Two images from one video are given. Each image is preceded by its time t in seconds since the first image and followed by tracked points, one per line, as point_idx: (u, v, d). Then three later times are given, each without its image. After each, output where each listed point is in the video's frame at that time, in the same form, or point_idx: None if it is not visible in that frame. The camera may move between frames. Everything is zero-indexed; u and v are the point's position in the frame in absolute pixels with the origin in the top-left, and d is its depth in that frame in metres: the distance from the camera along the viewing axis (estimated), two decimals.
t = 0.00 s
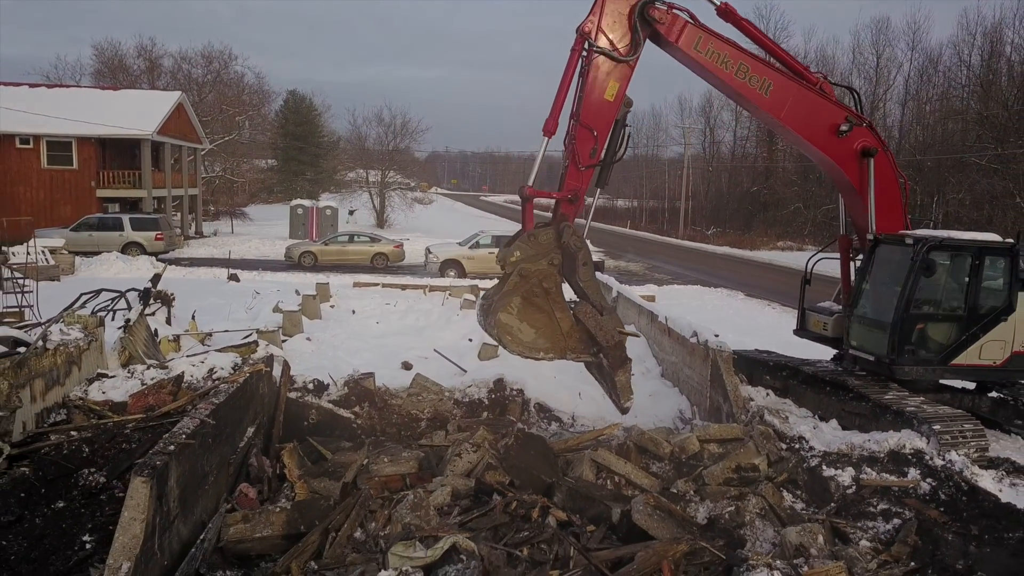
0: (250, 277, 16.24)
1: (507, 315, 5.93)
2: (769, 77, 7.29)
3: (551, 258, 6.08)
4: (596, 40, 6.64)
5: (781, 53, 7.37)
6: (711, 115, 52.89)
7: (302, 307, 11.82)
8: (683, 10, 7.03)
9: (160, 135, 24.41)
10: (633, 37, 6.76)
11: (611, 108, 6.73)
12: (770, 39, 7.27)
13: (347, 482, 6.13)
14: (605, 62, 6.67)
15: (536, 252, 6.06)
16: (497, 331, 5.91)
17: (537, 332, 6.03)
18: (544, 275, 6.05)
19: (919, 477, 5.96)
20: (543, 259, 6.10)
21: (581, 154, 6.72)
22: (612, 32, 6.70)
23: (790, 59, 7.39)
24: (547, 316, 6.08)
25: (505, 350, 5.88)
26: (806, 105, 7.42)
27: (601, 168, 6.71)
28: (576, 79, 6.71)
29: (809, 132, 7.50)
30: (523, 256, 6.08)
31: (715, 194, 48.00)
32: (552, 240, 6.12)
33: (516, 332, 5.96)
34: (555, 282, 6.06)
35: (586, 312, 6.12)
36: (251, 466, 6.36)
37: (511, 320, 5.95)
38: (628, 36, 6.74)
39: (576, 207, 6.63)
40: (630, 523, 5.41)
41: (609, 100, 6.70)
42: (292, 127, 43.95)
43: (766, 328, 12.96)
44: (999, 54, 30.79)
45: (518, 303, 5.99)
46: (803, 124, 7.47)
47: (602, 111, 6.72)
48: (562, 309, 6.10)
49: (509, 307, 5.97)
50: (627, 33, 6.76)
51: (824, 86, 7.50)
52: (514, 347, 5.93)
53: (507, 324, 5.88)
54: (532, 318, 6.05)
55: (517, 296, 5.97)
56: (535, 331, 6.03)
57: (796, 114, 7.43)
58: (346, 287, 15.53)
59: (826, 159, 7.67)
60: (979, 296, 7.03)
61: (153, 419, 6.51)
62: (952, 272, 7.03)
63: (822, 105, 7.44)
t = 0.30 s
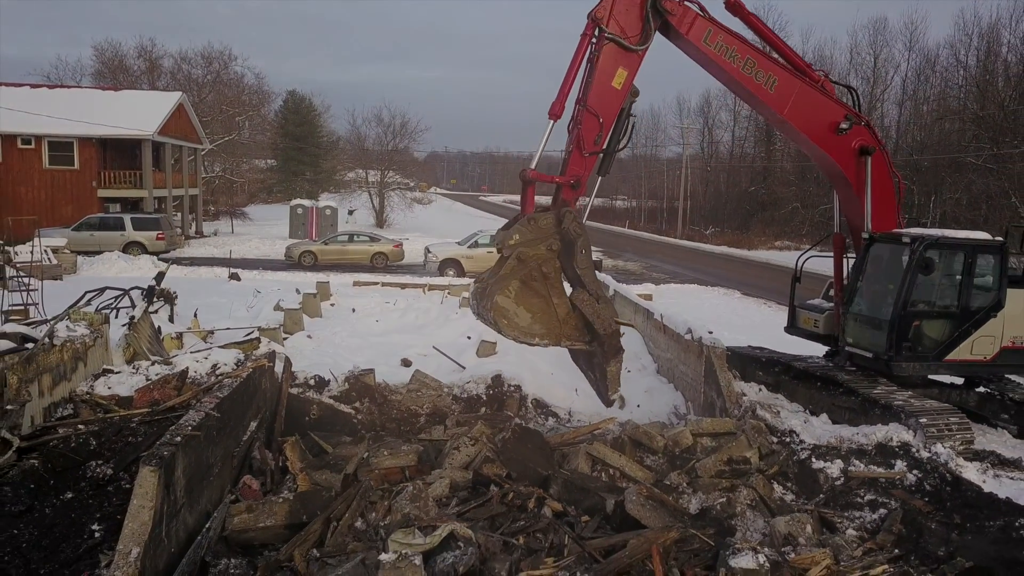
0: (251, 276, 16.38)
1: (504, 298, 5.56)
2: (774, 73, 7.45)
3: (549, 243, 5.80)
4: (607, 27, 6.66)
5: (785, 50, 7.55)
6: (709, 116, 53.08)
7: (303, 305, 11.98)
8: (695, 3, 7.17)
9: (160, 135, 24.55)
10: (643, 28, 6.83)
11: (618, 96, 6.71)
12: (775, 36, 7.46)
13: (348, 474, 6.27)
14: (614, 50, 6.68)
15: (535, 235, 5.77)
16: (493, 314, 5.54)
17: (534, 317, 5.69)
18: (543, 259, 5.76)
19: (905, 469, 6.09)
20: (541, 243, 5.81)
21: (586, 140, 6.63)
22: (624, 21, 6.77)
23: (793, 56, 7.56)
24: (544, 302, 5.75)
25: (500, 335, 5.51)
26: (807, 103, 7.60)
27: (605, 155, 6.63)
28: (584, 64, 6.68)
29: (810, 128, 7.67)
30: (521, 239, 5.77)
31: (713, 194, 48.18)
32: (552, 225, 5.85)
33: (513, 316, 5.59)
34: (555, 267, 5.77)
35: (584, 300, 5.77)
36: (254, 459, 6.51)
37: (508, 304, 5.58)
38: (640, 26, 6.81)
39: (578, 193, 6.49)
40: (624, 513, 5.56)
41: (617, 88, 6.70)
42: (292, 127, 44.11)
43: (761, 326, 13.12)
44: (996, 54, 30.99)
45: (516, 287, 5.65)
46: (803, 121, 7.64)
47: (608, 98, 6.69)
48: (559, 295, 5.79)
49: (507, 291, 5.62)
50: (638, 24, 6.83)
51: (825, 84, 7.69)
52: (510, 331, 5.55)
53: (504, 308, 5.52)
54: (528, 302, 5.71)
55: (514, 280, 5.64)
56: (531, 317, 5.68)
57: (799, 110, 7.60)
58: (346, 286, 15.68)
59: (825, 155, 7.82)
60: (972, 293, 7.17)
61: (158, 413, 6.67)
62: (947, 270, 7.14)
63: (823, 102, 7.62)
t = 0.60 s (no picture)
0: (250, 275, 16.51)
1: (489, 281, 5.38)
2: (770, 71, 7.58)
3: (537, 229, 5.64)
4: (609, 18, 6.72)
5: (783, 50, 7.68)
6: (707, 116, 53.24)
7: (301, 304, 12.13)
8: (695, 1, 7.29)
9: (160, 135, 24.68)
10: (644, 23, 6.90)
11: (615, 88, 6.75)
12: (773, 36, 7.59)
13: (344, 467, 6.40)
14: (614, 42, 6.71)
15: (524, 220, 5.62)
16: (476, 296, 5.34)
17: (519, 302, 5.48)
18: (530, 243, 5.59)
19: (888, 461, 6.23)
20: (528, 228, 5.67)
21: (580, 128, 6.61)
22: (627, 15, 6.83)
23: (789, 56, 7.71)
24: (528, 287, 5.54)
25: (482, 317, 5.31)
26: (801, 102, 7.74)
27: (599, 146, 6.65)
28: (582, 54, 6.70)
29: (803, 125, 7.80)
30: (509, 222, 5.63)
31: (711, 194, 48.36)
32: (540, 210, 5.71)
33: (497, 301, 5.40)
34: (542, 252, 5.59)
35: (569, 286, 5.61)
36: (252, 453, 6.64)
37: (493, 286, 5.39)
38: (640, 21, 6.89)
39: (569, 180, 6.51)
40: (613, 504, 5.70)
41: (614, 79, 6.73)
42: (290, 128, 44.25)
43: (754, 324, 13.27)
44: (991, 55, 31.14)
45: (502, 270, 5.46)
46: (796, 119, 7.77)
47: (605, 89, 6.72)
48: (545, 282, 5.59)
49: (492, 273, 5.42)
50: (639, 19, 6.91)
51: (820, 84, 7.83)
52: (494, 315, 5.35)
53: (488, 290, 5.33)
54: (513, 288, 5.51)
55: (501, 263, 5.45)
56: (515, 302, 5.49)
57: (793, 109, 7.73)
58: (344, 285, 15.82)
59: (817, 153, 7.95)
60: (959, 291, 7.17)
61: (158, 408, 6.81)
62: (936, 268, 7.15)
63: (818, 101, 7.76)
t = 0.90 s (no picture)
0: (247, 274, 16.63)
1: (464, 256, 5.44)
2: (761, 70, 7.69)
3: (516, 210, 5.74)
4: (604, 10, 6.87)
5: (775, 50, 7.81)
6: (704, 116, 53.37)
7: (297, 303, 12.28)
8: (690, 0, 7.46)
9: (159, 136, 24.83)
10: (639, 18, 7.07)
11: (605, 78, 6.86)
12: (766, 36, 7.72)
13: (336, 460, 6.55)
14: (608, 33, 6.87)
15: (504, 200, 5.72)
16: (449, 270, 5.40)
17: (492, 280, 5.55)
18: (507, 223, 5.68)
19: (868, 455, 6.36)
20: (507, 208, 5.77)
21: (566, 115, 6.68)
22: (623, 10, 6.99)
23: (781, 56, 7.84)
24: (503, 266, 5.61)
25: (453, 292, 5.38)
26: (791, 100, 7.83)
27: (583, 134, 6.74)
28: (575, 43, 6.82)
29: (792, 124, 7.89)
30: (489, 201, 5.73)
31: (709, 194, 48.47)
32: (521, 192, 5.80)
33: (470, 276, 5.46)
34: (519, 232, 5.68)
35: (543, 270, 5.69)
36: (246, 447, 6.79)
37: (467, 262, 5.45)
38: (636, 16, 7.05)
39: (551, 165, 6.59)
40: (597, 496, 5.84)
41: (605, 70, 6.85)
42: (289, 128, 44.36)
43: (746, 323, 13.42)
44: (987, 55, 31.25)
45: (478, 246, 5.53)
46: (786, 117, 7.86)
47: (595, 79, 6.81)
48: (519, 262, 5.67)
49: (469, 249, 5.50)
50: (634, 14, 7.07)
51: (810, 85, 7.94)
52: (466, 290, 5.42)
53: (462, 264, 5.40)
54: (488, 265, 5.57)
55: (478, 239, 5.54)
56: (489, 279, 5.55)
57: (783, 107, 7.82)
58: (341, 284, 15.95)
59: (805, 153, 8.03)
60: (942, 289, 7.23)
61: (155, 403, 6.96)
62: (920, 266, 7.20)
63: (807, 101, 7.86)
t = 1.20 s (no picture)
0: (243, 274, 16.77)
1: (429, 222, 5.37)
2: (747, 70, 7.83)
3: (487, 184, 5.75)
4: (593, 1, 7.04)
5: (760, 51, 7.95)
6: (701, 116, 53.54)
7: (291, 302, 12.43)
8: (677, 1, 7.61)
9: (156, 136, 24.99)
10: (626, 15, 7.23)
11: (587, 67, 6.98)
12: (752, 37, 7.88)
13: (324, 454, 6.70)
14: (594, 24, 7.01)
15: (476, 173, 5.73)
16: (412, 234, 5.31)
17: (455, 251, 5.47)
18: (476, 195, 5.64)
19: (844, 449, 6.50)
20: (477, 181, 5.79)
21: (546, 98, 6.78)
22: (612, 4, 7.16)
23: (767, 57, 7.98)
24: (467, 237, 5.55)
25: (414, 257, 5.27)
26: (775, 100, 7.96)
27: (561, 120, 6.83)
28: (562, 30, 6.97)
29: (776, 123, 8.02)
30: (460, 172, 5.74)
31: (707, 194, 48.61)
32: (493, 168, 5.82)
33: (433, 243, 5.36)
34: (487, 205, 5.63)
35: (507, 247, 5.66)
36: (237, 441, 6.96)
37: (431, 228, 5.35)
38: (624, 11, 7.21)
39: (526, 147, 6.66)
40: (578, 488, 5.98)
41: (589, 61, 6.98)
42: (287, 128, 44.51)
43: (735, 321, 13.56)
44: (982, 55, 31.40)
45: (445, 214, 5.46)
46: (770, 117, 7.99)
47: (578, 67, 6.94)
48: (484, 235, 5.61)
49: (435, 215, 5.42)
50: (622, 10, 7.23)
51: (794, 86, 8.07)
52: (426, 257, 5.31)
53: (425, 230, 5.29)
54: (452, 235, 5.48)
55: (445, 207, 5.47)
56: (451, 250, 5.46)
57: (768, 107, 7.96)
58: (335, 283, 16.10)
59: (789, 152, 8.15)
60: (919, 287, 7.37)
61: (147, 399, 7.13)
62: (898, 265, 7.34)
63: (792, 101, 8.00)
